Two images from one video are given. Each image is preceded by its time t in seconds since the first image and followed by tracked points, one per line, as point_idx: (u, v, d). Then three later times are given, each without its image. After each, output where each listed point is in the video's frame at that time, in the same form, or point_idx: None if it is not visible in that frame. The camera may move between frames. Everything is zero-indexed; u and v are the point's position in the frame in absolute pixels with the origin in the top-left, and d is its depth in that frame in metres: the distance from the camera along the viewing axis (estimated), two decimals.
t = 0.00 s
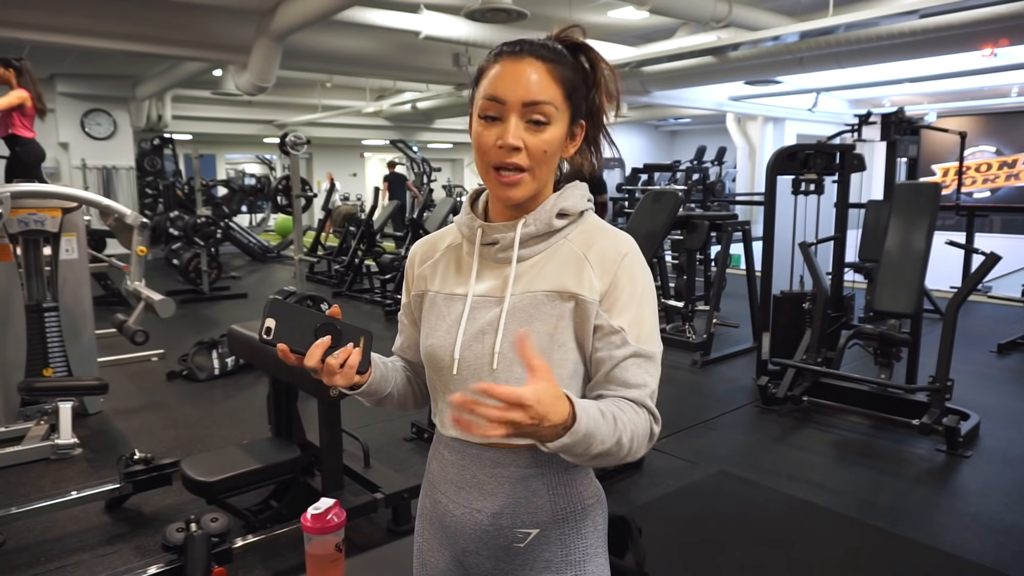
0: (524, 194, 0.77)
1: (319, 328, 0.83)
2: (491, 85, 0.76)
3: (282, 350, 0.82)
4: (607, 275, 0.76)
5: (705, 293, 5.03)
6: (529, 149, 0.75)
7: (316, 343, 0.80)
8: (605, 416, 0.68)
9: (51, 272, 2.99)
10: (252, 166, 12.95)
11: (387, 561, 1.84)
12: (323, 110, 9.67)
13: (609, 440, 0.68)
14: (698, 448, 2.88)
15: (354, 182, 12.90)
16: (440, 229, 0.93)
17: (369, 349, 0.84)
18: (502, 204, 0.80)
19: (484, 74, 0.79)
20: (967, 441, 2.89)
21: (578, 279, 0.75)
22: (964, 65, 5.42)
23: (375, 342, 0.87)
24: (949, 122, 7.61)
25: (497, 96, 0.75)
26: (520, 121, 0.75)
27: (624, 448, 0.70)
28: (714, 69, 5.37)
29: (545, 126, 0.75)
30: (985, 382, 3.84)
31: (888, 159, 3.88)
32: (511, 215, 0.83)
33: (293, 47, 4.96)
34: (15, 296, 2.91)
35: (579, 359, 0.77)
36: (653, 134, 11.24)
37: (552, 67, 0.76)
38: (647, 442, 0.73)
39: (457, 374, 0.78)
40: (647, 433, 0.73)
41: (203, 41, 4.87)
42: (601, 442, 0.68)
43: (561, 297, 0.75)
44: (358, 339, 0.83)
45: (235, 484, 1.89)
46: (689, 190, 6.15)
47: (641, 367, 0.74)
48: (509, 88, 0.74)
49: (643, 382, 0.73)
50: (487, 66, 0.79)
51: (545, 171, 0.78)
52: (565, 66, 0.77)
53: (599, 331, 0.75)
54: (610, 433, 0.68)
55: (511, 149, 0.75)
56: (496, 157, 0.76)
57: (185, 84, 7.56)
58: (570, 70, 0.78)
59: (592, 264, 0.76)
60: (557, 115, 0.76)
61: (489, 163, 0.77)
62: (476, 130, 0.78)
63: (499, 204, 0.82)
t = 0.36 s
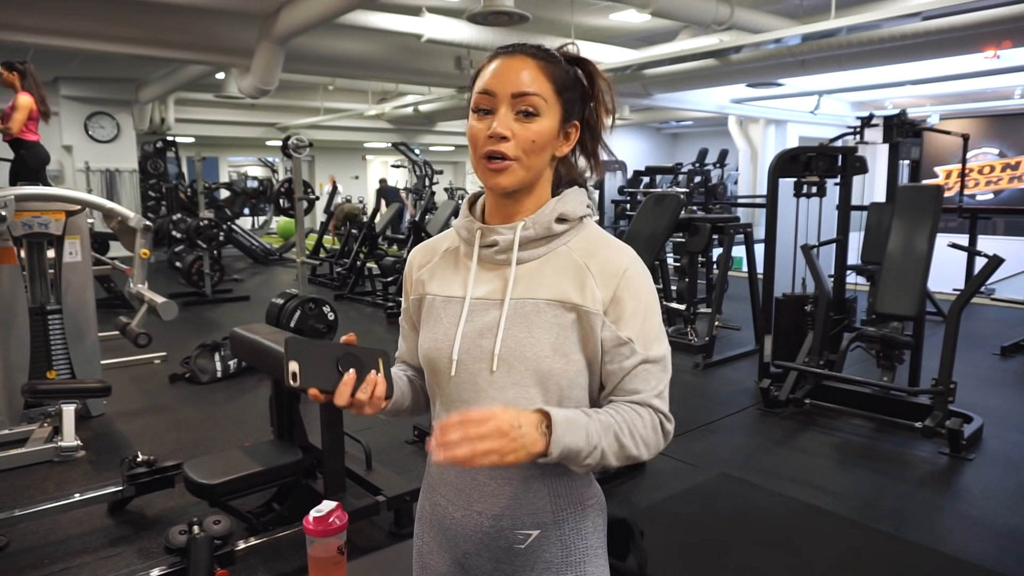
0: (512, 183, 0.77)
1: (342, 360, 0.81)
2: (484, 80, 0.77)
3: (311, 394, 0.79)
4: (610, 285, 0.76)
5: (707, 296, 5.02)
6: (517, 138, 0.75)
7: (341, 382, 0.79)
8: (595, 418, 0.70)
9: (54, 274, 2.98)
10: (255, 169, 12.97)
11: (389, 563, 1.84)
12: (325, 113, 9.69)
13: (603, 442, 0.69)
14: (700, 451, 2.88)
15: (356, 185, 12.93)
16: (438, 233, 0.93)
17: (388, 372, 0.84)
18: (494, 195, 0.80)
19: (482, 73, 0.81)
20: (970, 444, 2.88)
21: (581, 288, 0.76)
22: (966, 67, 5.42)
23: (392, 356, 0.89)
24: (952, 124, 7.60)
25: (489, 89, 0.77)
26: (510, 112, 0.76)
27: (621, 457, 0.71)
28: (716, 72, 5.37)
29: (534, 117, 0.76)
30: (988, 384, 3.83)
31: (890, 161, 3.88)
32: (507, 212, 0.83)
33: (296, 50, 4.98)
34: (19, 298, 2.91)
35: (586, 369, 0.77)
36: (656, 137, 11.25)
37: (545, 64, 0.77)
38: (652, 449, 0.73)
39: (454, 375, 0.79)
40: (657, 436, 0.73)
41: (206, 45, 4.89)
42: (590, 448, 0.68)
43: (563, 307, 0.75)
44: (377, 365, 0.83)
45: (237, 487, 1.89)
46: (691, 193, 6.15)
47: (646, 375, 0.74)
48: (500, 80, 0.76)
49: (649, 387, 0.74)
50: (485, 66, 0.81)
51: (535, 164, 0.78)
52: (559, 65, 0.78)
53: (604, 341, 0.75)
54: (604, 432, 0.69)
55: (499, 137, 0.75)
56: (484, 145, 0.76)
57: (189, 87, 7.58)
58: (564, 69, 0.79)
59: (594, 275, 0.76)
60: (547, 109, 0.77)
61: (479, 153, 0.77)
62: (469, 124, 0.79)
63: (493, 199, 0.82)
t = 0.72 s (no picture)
0: (512, 193, 0.77)
1: (349, 355, 0.82)
2: (485, 90, 0.78)
3: (318, 383, 0.79)
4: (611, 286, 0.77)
5: (707, 298, 5.03)
6: (517, 151, 0.75)
7: (349, 373, 0.80)
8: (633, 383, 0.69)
9: (55, 277, 2.97)
10: (255, 171, 12.98)
11: (389, 565, 1.84)
12: (326, 115, 9.70)
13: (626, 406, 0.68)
14: (701, 453, 2.88)
15: (357, 187, 12.95)
16: (442, 236, 0.94)
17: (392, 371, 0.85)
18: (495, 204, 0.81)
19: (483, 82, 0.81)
20: (971, 446, 2.88)
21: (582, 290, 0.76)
22: (966, 70, 5.42)
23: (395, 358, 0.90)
24: (952, 126, 7.60)
25: (489, 99, 0.77)
26: (510, 125, 0.76)
27: (632, 429, 0.70)
28: (716, 74, 5.38)
29: (534, 130, 0.76)
30: (989, 387, 3.83)
31: (890, 164, 3.88)
32: (511, 219, 0.83)
33: (296, 52, 4.99)
34: (20, 301, 2.93)
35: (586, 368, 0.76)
36: (656, 139, 11.26)
37: (545, 74, 0.77)
38: (644, 442, 0.75)
39: (455, 372, 0.79)
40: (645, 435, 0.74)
41: (207, 47, 4.90)
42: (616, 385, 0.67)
43: (563, 306, 0.76)
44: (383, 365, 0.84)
45: (238, 489, 1.89)
46: (691, 195, 6.15)
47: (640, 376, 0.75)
48: (501, 91, 0.76)
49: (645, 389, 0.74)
50: (488, 74, 0.81)
51: (535, 176, 0.78)
52: (560, 75, 0.78)
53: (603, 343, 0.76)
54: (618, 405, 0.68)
55: (498, 150, 0.75)
56: (484, 156, 0.76)
57: (189, 90, 7.59)
58: (565, 79, 0.79)
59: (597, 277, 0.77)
60: (548, 122, 0.77)
61: (479, 164, 0.78)
62: (470, 134, 0.79)
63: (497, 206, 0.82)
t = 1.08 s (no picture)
0: (525, 203, 0.78)
1: (349, 358, 0.82)
2: (485, 103, 0.78)
3: (317, 388, 0.79)
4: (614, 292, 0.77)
5: (707, 299, 5.03)
6: (525, 161, 0.76)
7: (348, 377, 0.80)
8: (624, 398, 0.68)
9: (54, 278, 3.00)
10: (255, 173, 12.98)
11: (387, 566, 1.84)
12: (326, 116, 9.70)
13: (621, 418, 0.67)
14: (700, 455, 2.88)
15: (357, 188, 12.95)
16: (446, 235, 0.94)
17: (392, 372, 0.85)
18: (506, 211, 0.82)
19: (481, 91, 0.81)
20: (970, 448, 2.88)
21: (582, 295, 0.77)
22: (966, 72, 5.43)
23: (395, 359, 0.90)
24: (951, 129, 7.61)
25: (489, 113, 0.77)
26: (514, 137, 0.76)
27: (628, 440, 0.69)
28: (716, 76, 5.39)
29: (539, 138, 0.76)
30: (988, 389, 3.84)
31: (889, 166, 3.89)
32: (519, 222, 0.84)
33: (297, 53, 4.99)
34: (19, 301, 2.90)
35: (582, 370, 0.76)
36: (656, 141, 11.27)
37: (543, 78, 0.77)
38: (637, 455, 0.74)
39: (454, 371, 0.79)
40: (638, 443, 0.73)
41: (207, 49, 4.90)
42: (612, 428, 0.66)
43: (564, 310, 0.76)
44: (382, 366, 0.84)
45: (237, 490, 1.89)
46: (691, 197, 6.16)
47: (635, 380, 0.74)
48: (500, 106, 0.76)
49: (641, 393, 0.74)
50: (484, 81, 0.81)
51: (546, 181, 0.79)
52: (556, 74, 0.78)
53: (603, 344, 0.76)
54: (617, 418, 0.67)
55: (507, 164, 0.76)
56: (494, 171, 0.77)
57: (189, 90, 7.59)
58: (562, 78, 0.78)
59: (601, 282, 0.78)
60: (551, 127, 0.77)
61: (489, 177, 0.79)
62: (475, 147, 0.80)
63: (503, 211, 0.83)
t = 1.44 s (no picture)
0: (523, 199, 0.78)
1: (353, 358, 0.82)
2: (483, 99, 0.78)
3: (321, 387, 0.79)
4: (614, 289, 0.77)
5: (708, 296, 5.03)
6: (524, 158, 0.76)
7: (352, 378, 0.80)
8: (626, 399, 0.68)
9: (55, 277, 2.97)
10: (255, 171, 12.97)
11: (390, 563, 1.84)
12: (326, 115, 9.69)
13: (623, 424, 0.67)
14: (701, 451, 2.88)
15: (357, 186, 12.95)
16: (445, 234, 0.94)
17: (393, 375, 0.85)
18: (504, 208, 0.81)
19: (479, 87, 0.81)
20: (971, 443, 2.88)
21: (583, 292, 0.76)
22: (965, 67, 5.42)
23: (395, 359, 0.90)
24: (952, 124, 7.60)
25: (488, 109, 0.77)
26: (514, 134, 0.76)
27: (629, 443, 0.69)
28: (716, 72, 5.38)
29: (538, 135, 0.76)
30: (989, 384, 3.84)
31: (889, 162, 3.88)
32: (518, 220, 0.83)
33: (296, 52, 4.98)
34: (20, 300, 2.90)
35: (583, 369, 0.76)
36: (656, 137, 11.26)
37: (542, 75, 0.77)
38: (640, 453, 0.74)
39: (456, 371, 0.79)
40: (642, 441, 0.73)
41: (206, 48, 4.89)
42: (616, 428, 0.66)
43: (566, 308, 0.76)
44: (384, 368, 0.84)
45: (239, 488, 1.89)
46: (691, 193, 6.15)
47: (637, 379, 0.74)
48: (500, 102, 0.76)
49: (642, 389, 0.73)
50: (482, 78, 0.81)
51: (545, 178, 0.78)
52: (555, 72, 0.78)
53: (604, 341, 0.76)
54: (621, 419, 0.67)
55: (506, 161, 0.76)
56: (493, 168, 0.77)
57: (189, 89, 7.57)
58: (560, 75, 0.78)
59: (602, 280, 0.78)
60: (550, 124, 0.77)
61: (487, 173, 0.78)
62: (473, 144, 0.79)
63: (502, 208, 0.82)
